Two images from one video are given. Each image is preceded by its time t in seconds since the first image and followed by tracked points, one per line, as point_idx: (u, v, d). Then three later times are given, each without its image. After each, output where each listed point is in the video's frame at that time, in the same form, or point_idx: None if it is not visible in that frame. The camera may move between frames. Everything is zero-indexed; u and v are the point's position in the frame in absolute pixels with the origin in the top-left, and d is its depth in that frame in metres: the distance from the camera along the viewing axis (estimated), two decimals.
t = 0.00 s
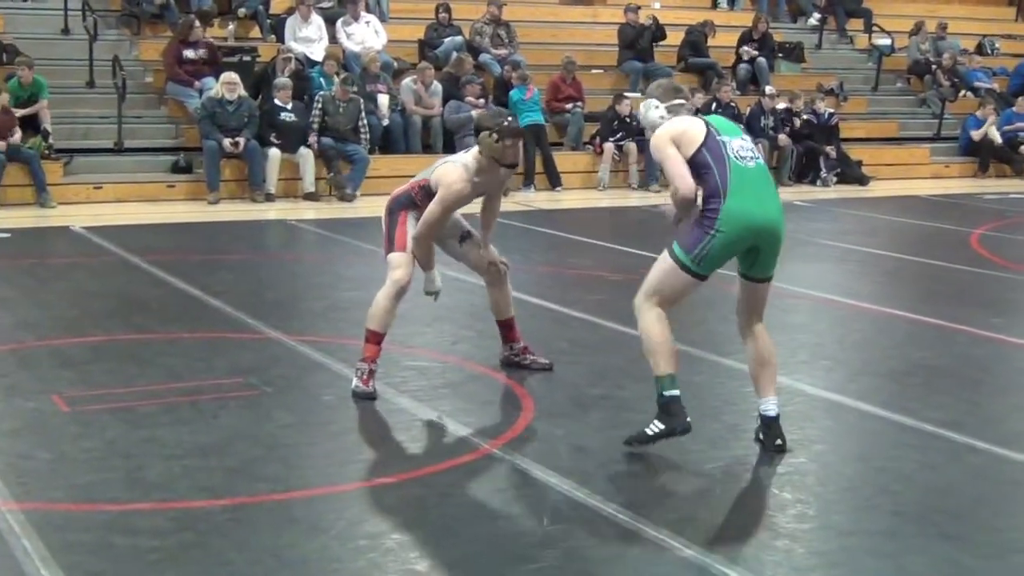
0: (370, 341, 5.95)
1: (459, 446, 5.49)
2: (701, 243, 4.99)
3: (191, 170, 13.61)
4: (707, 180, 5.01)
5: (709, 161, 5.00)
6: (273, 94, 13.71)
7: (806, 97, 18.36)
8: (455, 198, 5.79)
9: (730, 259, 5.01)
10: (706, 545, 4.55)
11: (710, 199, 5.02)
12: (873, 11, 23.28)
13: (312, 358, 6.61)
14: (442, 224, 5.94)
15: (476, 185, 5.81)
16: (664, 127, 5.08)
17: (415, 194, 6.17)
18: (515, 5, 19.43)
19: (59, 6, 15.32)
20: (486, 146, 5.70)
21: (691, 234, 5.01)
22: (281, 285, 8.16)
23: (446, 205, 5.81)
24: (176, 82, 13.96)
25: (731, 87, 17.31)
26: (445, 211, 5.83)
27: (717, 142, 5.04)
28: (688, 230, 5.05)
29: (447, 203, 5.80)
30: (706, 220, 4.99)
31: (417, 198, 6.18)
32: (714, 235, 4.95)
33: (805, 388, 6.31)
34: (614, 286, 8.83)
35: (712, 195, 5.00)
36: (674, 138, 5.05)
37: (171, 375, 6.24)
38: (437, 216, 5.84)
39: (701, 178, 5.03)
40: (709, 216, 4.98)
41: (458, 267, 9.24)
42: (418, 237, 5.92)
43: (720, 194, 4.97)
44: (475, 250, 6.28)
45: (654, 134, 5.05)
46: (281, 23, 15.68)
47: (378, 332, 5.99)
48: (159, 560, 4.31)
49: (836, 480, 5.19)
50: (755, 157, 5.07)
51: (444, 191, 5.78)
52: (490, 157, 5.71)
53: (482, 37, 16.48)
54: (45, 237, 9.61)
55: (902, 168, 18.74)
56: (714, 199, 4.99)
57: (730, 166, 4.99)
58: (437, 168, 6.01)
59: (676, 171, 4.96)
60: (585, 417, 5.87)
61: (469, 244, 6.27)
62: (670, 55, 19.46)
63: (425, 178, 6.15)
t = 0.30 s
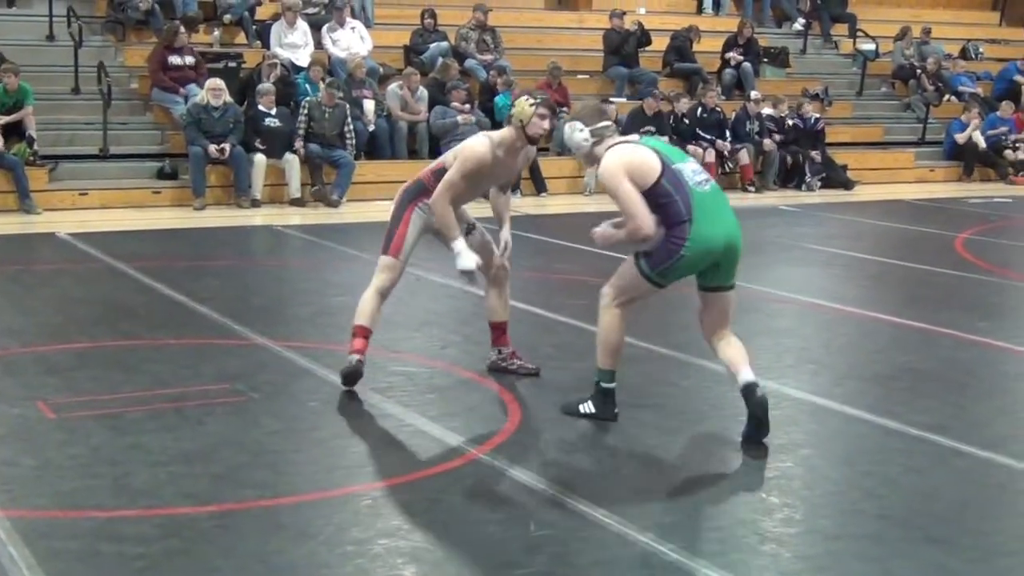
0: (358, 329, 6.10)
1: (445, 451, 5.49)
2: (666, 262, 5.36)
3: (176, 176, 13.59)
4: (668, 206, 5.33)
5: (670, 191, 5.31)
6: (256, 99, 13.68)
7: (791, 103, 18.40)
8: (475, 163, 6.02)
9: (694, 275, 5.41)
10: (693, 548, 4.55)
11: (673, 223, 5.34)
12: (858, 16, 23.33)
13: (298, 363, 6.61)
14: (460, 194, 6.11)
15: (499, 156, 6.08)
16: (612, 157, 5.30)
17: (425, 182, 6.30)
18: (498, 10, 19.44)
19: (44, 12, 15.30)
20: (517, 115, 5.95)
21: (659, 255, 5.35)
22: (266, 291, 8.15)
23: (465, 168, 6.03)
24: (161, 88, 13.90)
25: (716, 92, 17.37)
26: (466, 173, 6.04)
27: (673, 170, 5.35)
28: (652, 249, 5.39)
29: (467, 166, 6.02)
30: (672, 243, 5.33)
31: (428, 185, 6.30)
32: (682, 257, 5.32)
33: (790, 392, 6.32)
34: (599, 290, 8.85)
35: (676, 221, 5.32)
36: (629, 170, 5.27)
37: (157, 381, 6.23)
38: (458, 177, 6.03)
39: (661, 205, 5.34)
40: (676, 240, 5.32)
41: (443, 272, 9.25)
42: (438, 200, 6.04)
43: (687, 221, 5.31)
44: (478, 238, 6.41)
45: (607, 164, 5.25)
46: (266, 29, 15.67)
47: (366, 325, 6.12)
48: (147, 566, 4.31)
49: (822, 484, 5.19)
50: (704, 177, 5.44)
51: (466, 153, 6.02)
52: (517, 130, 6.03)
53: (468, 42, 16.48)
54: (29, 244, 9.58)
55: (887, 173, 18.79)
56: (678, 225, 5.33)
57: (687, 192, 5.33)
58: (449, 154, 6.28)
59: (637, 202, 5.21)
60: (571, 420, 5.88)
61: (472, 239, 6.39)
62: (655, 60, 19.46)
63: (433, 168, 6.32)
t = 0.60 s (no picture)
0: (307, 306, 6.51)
1: (441, 456, 5.48)
2: (664, 250, 5.65)
3: (170, 183, 13.53)
4: (659, 198, 5.69)
5: (658, 184, 5.68)
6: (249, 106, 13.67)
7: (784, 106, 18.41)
8: (458, 142, 6.16)
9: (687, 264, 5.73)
10: (688, 553, 4.55)
11: (666, 214, 5.69)
12: (851, 20, 23.35)
13: (294, 369, 6.59)
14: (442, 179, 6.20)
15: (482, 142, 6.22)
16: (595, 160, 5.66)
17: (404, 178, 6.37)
18: (491, 16, 19.42)
19: (36, 19, 15.27)
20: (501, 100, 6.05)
21: (658, 244, 5.64)
22: (260, 297, 8.14)
23: (449, 147, 6.15)
24: (154, 94, 13.94)
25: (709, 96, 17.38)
26: (450, 152, 6.15)
27: (659, 165, 5.73)
28: (650, 241, 5.68)
29: (451, 145, 6.15)
30: (668, 232, 5.66)
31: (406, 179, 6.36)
32: (682, 242, 5.64)
33: (785, 396, 6.32)
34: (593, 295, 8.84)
35: (669, 210, 5.67)
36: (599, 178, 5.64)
37: (152, 388, 6.21)
38: (443, 155, 6.13)
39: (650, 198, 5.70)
40: (672, 228, 5.66)
41: (437, 277, 9.24)
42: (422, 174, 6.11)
43: (679, 208, 5.66)
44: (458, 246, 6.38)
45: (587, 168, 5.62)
46: (259, 35, 15.65)
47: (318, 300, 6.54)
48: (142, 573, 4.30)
49: (817, 487, 5.19)
50: (690, 170, 5.84)
51: (451, 133, 6.17)
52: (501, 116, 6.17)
53: (460, 47, 16.50)
54: (21, 251, 9.55)
55: (880, 176, 18.81)
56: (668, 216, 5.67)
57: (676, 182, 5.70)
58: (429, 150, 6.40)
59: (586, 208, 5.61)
60: (567, 425, 5.87)
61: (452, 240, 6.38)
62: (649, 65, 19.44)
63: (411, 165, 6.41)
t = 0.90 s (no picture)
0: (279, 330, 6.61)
1: (436, 462, 5.48)
2: (657, 241, 5.90)
3: (162, 191, 13.60)
4: (656, 192, 5.89)
5: (657, 178, 5.89)
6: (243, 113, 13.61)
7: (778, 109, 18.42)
8: (376, 149, 6.21)
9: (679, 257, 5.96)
10: (684, 557, 4.55)
11: (660, 207, 5.90)
12: (843, 23, 23.39)
13: (290, 377, 6.58)
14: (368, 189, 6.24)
15: (398, 145, 6.28)
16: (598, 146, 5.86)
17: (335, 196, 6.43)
18: (483, 21, 19.44)
19: (29, 27, 15.27)
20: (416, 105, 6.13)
21: (650, 238, 5.89)
22: (253, 305, 8.13)
23: (368, 155, 6.19)
24: (148, 100, 13.87)
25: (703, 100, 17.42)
26: (369, 160, 6.20)
27: (658, 159, 5.93)
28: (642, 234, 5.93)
29: (369, 153, 6.19)
30: (662, 225, 5.88)
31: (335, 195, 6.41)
32: (673, 239, 5.87)
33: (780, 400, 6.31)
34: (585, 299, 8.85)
35: (663, 206, 5.89)
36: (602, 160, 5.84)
37: (146, 396, 6.21)
38: (364, 165, 6.18)
39: (649, 190, 5.90)
40: (665, 224, 5.88)
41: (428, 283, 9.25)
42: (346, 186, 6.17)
43: (673, 205, 5.88)
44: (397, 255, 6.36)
45: (595, 152, 5.81)
46: (252, 43, 15.64)
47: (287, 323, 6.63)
48: None
49: (813, 491, 5.18)
50: (681, 166, 6.07)
51: (365, 141, 6.21)
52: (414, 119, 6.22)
53: (454, 53, 16.50)
54: (14, 260, 9.53)
55: (874, 179, 18.85)
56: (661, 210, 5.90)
57: (670, 179, 5.91)
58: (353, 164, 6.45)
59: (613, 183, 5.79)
60: (560, 430, 5.86)
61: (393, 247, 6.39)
62: (642, 69, 19.44)
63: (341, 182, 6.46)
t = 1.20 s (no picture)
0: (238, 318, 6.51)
1: (437, 467, 5.47)
2: (625, 235, 6.17)
3: (161, 198, 13.56)
4: (618, 190, 6.18)
5: (617, 175, 6.19)
6: (242, 119, 13.65)
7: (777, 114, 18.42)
8: (396, 148, 6.21)
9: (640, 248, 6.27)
10: (684, 562, 4.54)
11: (625, 202, 6.18)
12: (841, 28, 23.39)
13: (290, 383, 6.57)
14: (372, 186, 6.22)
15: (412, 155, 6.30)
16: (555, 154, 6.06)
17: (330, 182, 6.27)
18: (480, 27, 19.45)
19: (26, 35, 15.27)
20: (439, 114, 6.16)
21: (620, 234, 6.14)
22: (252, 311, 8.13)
23: (387, 150, 6.20)
24: (146, 107, 13.89)
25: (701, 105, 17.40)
26: (384, 156, 6.19)
27: (612, 159, 6.23)
28: (610, 230, 6.17)
29: (389, 149, 6.20)
30: (629, 219, 6.17)
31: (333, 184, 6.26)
32: (642, 230, 6.17)
33: (780, 404, 6.31)
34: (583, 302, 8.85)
35: (628, 200, 6.17)
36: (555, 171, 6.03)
37: (145, 403, 6.21)
38: (380, 157, 6.18)
39: (611, 189, 6.19)
40: (632, 217, 6.17)
41: (427, 289, 9.25)
42: (354, 170, 6.12)
43: (638, 197, 6.18)
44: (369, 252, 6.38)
45: (551, 163, 6.00)
46: (251, 50, 15.64)
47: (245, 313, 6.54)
48: None
49: (814, 495, 5.18)
50: (631, 162, 6.38)
51: (387, 139, 6.20)
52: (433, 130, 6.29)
53: (452, 58, 16.51)
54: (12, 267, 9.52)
55: (873, 183, 18.83)
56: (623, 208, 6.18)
57: (628, 175, 6.22)
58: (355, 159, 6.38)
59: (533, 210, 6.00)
60: (560, 435, 5.86)
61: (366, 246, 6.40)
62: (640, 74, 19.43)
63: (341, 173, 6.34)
